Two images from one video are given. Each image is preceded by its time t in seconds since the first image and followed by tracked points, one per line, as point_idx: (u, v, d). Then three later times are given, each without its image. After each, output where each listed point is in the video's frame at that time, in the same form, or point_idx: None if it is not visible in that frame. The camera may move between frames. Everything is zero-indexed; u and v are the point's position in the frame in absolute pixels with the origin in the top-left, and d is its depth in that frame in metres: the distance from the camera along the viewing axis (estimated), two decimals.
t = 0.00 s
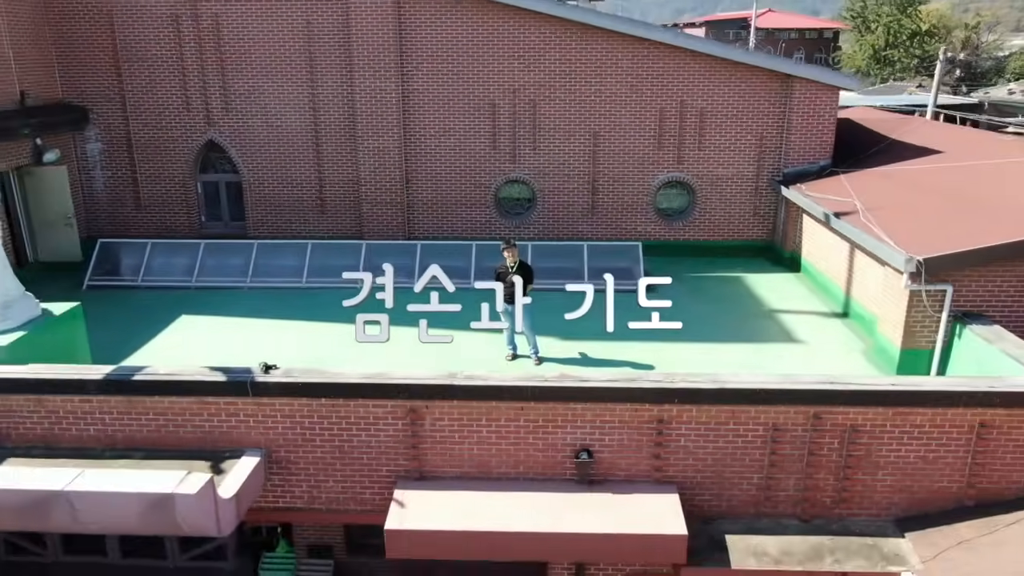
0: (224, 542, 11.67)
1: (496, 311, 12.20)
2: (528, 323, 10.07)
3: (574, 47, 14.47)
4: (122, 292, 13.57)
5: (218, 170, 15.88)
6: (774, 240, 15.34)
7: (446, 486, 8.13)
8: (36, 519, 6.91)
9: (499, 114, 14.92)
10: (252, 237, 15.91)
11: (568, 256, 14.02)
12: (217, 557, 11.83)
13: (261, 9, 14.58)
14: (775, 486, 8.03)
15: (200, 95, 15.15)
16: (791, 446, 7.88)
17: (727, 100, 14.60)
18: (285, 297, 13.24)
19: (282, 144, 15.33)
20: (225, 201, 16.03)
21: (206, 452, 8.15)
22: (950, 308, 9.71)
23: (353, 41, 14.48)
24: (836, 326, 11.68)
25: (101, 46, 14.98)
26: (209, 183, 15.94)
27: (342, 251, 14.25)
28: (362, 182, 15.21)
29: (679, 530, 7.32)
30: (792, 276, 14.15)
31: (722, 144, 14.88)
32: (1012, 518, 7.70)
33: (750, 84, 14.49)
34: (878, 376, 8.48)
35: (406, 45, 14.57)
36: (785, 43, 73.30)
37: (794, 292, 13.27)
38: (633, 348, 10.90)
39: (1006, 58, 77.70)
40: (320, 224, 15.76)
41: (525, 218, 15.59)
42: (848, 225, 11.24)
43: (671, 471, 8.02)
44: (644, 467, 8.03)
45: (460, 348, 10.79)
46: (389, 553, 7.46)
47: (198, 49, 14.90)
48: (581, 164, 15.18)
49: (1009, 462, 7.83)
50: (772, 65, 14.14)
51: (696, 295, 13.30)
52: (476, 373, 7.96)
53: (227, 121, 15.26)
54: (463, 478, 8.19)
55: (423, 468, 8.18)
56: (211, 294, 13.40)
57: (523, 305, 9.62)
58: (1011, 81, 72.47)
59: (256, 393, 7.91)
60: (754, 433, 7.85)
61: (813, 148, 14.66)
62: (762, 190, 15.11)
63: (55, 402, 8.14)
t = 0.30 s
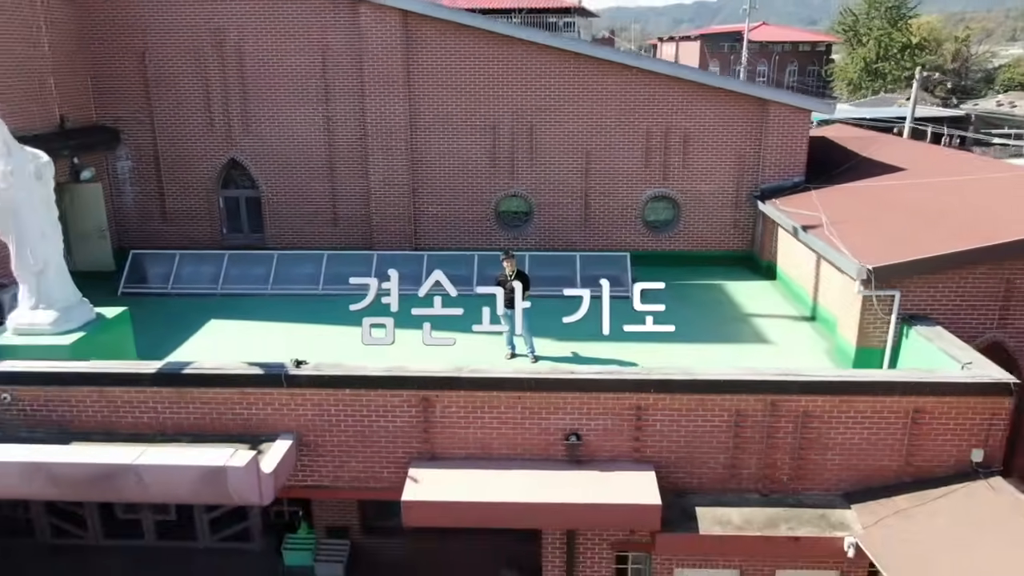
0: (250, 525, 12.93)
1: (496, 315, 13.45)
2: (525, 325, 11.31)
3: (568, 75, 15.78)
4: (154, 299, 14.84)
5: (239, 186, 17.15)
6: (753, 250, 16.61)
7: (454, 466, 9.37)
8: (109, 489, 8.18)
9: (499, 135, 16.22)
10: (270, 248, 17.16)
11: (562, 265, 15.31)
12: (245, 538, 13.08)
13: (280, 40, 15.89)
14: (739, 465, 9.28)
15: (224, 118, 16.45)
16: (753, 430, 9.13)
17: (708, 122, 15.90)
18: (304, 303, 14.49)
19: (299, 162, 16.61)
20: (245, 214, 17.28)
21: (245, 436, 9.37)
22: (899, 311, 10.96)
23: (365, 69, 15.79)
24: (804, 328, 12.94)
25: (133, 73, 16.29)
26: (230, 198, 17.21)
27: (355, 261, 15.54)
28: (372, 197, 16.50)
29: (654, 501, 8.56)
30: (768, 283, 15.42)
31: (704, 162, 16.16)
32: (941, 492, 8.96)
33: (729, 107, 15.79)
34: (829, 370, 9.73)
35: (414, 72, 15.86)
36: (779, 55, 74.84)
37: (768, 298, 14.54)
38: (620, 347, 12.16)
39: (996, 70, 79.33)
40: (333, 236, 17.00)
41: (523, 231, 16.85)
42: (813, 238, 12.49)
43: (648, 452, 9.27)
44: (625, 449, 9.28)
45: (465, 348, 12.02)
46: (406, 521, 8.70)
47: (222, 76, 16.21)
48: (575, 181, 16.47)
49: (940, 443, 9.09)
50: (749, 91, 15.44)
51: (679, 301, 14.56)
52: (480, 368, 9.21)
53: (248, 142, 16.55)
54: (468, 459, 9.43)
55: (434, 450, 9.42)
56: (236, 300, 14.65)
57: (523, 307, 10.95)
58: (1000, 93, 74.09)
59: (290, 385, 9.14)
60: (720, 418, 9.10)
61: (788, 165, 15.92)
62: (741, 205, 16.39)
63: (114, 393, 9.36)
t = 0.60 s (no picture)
0: (275, 511, 14.21)
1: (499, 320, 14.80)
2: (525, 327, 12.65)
3: (564, 99, 17.17)
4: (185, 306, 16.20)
5: (260, 201, 18.51)
6: (736, 261, 17.96)
7: (463, 450, 10.71)
8: (169, 468, 9.52)
9: (501, 154, 17.61)
10: (289, 258, 18.52)
11: (559, 276, 16.69)
12: (271, 523, 14.33)
13: (300, 67, 17.29)
14: (713, 450, 10.62)
15: (247, 138, 17.84)
16: (724, 418, 10.47)
17: (694, 142, 17.28)
18: (322, 309, 15.85)
19: (316, 179, 17.99)
20: (266, 227, 18.64)
21: (281, 424, 10.70)
22: (858, 315, 12.32)
23: (378, 94, 17.18)
24: (777, 331, 14.29)
25: (164, 97, 17.69)
26: (252, 212, 18.57)
27: (369, 271, 16.90)
28: (384, 211, 17.90)
29: (636, 478, 9.90)
30: (748, 291, 16.76)
31: (690, 179, 17.52)
32: (889, 472, 10.31)
33: (712, 129, 17.17)
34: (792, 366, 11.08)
35: (422, 97, 17.26)
36: (773, 67, 76.47)
37: (747, 305, 15.89)
38: (610, 348, 13.50)
39: (987, 83, 81.05)
40: (348, 247, 18.36)
41: (524, 242, 18.22)
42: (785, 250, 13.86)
43: (634, 437, 10.60)
44: (614, 435, 10.61)
45: (471, 349, 13.35)
46: (423, 497, 10.03)
47: (246, 99, 17.60)
48: (571, 196, 17.82)
49: (886, 430, 10.43)
50: (730, 114, 16.83)
51: (667, 307, 15.91)
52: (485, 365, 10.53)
53: (269, 160, 17.93)
54: (476, 444, 10.77)
55: (445, 437, 10.76)
56: (261, 306, 16.01)
57: (522, 311, 12.28)
58: (990, 104, 75.72)
59: (320, 379, 10.48)
60: (695, 408, 10.44)
61: (767, 182, 17.29)
62: (724, 218, 17.75)
63: (166, 387, 10.70)
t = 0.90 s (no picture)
0: (297, 499, 15.61)
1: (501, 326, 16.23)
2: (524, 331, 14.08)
3: (560, 122, 18.65)
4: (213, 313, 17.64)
5: (279, 216, 19.95)
6: (720, 271, 19.40)
7: (471, 439, 12.13)
8: (217, 453, 10.97)
9: (502, 173, 19.08)
10: (306, 269, 19.96)
11: (556, 285, 18.20)
12: (294, 511, 15.73)
13: (317, 94, 18.78)
14: (690, 439, 12.05)
15: (268, 158, 19.31)
16: (700, 411, 11.89)
17: (680, 162, 18.75)
18: (339, 315, 17.27)
19: (332, 196, 19.44)
20: (284, 240, 20.09)
21: (309, 417, 12.12)
22: (823, 320, 13.76)
23: (390, 118, 18.66)
24: (754, 335, 15.72)
25: (191, 121, 19.16)
26: (271, 226, 20.02)
27: (381, 281, 18.33)
28: (395, 225, 19.36)
29: (621, 463, 11.33)
30: (730, 299, 18.20)
31: (676, 196, 18.98)
32: (844, 458, 11.74)
33: (697, 150, 18.63)
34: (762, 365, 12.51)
35: (430, 121, 18.74)
36: (767, 80, 78.16)
37: (728, 312, 17.34)
38: (601, 351, 14.92)
39: (977, 95, 82.80)
40: (360, 259, 19.81)
41: (524, 254, 19.67)
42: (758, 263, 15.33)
43: (621, 428, 12.03)
44: (603, 426, 12.04)
45: (475, 351, 14.78)
46: (436, 480, 11.45)
47: (267, 123, 19.09)
48: (567, 211, 19.27)
49: (843, 421, 11.87)
50: (713, 137, 18.30)
51: (655, 314, 17.35)
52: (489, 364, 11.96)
53: (288, 179, 19.40)
54: (482, 434, 12.19)
55: (455, 428, 12.18)
56: (282, 313, 17.44)
57: (522, 317, 13.71)
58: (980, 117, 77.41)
59: (344, 377, 11.90)
60: (675, 402, 11.87)
61: (748, 199, 18.78)
62: (709, 232, 19.20)
63: (207, 384, 12.12)
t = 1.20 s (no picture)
0: (316, 490, 17.09)
1: (500, 330, 17.75)
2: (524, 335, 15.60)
3: (556, 144, 20.24)
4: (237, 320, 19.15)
5: (296, 230, 21.48)
6: (705, 281, 20.92)
7: (476, 432, 13.64)
8: (255, 442, 12.52)
9: (503, 191, 20.64)
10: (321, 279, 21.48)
11: (552, 294, 19.87)
12: (313, 500, 17.20)
13: (332, 118, 20.36)
14: (672, 431, 13.57)
15: (286, 176, 20.87)
16: (680, 406, 13.41)
17: (667, 180, 20.31)
18: (353, 322, 18.78)
19: (345, 212, 20.98)
20: (301, 252, 21.62)
21: (333, 412, 13.62)
22: (793, 326, 15.28)
23: (399, 140, 20.24)
24: (733, 340, 17.24)
25: (215, 142, 20.73)
26: (289, 239, 21.55)
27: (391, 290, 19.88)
28: (404, 239, 20.92)
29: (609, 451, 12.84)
30: (713, 307, 19.74)
31: (664, 211, 20.54)
32: (807, 447, 13.27)
33: (683, 170, 20.20)
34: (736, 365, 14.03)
35: (437, 143, 20.31)
36: (760, 93, 79.97)
37: (711, 318, 18.88)
38: (594, 353, 16.43)
39: (966, 108, 84.67)
40: (372, 270, 21.34)
41: (523, 265, 21.20)
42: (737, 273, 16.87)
43: (610, 421, 13.55)
44: (594, 419, 13.57)
45: (479, 353, 16.30)
46: (446, 466, 12.96)
47: (286, 144, 20.65)
48: (563, 226, 20.82)
49: (807, 414, 13.38)
50: (698, 159, 19.86)
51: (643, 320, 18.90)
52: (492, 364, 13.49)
53: (304, 196, 20.95)
54: (486, 427, 13.70)
55: (462, 421, 13.70)
56: (302, 320, 18.95)
57: (521, 323, 15.23)
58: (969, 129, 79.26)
59: (364, 376, 13.42)
60: (657, 397, 13.39)
61: (730, 214, 20.34)
62: (695, 244, 20.73)
63: (242, 382, 13.63)
